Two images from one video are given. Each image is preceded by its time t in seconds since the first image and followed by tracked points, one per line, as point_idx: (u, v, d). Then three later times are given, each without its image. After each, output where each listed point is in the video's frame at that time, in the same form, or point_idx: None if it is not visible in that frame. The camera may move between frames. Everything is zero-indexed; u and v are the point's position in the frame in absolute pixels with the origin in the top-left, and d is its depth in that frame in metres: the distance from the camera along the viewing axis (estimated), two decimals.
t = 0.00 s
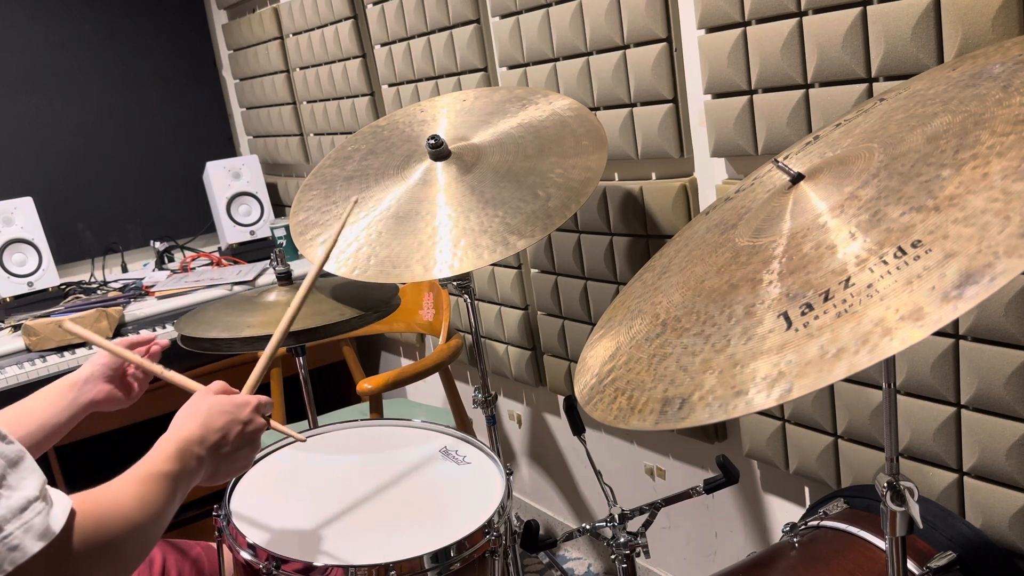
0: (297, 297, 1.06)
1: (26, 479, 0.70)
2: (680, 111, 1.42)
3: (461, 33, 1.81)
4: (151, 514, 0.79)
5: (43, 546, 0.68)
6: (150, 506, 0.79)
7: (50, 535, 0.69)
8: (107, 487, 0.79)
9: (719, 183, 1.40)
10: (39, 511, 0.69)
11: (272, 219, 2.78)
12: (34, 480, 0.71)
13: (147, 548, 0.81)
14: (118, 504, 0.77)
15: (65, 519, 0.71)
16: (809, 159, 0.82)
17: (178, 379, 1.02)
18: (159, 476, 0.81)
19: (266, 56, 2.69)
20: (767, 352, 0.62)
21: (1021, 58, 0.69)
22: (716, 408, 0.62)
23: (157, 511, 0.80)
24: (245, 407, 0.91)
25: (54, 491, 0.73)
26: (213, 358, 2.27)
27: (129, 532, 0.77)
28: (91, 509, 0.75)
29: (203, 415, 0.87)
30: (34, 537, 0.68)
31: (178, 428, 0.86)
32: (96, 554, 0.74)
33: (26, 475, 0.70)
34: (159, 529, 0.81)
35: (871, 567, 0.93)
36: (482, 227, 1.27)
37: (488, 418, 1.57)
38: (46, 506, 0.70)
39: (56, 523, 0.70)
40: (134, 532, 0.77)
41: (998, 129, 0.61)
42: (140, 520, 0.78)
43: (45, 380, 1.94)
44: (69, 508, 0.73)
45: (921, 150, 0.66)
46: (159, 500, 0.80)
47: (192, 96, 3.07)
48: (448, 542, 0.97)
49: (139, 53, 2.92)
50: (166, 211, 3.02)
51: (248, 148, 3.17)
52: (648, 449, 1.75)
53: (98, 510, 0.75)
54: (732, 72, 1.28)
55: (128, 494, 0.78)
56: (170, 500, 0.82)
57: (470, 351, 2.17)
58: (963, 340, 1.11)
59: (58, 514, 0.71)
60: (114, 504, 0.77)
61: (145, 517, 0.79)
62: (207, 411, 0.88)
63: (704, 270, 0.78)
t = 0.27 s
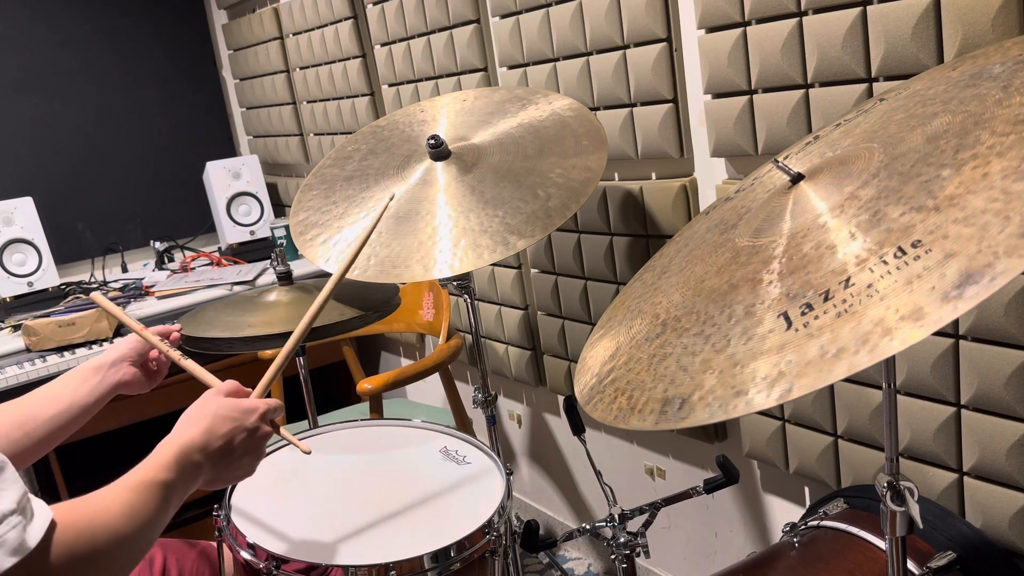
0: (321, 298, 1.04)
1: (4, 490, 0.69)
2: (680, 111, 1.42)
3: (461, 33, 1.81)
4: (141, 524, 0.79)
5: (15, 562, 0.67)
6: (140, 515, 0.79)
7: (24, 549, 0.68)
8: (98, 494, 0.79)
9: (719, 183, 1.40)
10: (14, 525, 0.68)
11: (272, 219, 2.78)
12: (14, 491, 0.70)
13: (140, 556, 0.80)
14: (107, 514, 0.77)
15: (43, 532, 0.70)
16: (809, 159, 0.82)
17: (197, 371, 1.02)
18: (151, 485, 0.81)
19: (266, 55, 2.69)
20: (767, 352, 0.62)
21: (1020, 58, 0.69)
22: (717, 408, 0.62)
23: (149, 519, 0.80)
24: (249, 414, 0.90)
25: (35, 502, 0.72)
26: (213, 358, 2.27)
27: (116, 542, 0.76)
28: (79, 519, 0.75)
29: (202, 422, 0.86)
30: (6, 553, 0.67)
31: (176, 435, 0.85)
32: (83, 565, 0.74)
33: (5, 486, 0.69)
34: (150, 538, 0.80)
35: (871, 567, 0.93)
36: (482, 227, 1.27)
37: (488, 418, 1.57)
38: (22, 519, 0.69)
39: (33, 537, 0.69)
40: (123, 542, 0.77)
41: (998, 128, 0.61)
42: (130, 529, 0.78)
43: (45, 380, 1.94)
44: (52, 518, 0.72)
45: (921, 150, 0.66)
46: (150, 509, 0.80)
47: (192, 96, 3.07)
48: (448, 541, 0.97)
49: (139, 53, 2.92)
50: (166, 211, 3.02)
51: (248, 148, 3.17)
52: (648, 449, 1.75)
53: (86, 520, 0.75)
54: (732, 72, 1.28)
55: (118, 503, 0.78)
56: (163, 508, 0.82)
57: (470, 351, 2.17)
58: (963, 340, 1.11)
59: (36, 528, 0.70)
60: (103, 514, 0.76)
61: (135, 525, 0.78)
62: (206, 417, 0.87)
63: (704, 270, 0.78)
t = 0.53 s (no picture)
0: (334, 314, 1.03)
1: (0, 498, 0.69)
2: (680, 111, 1.42)
3: (461, 33, 1.81)
4: (140, 531, 0.78)
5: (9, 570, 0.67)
6: (139, 523, 0.78)
7: (17, 558, 0.68)
8: (99, 500, 0.79)
9: (719, 183, 1.40)
10: (8, 533, 0.68)
11: (272, 219, 2.78)
12: (10, 499, 0.70)
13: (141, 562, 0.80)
14: (106, 520, 0.76)
15: (38, 539, 0.70)
16: (809, 159, 0.82)
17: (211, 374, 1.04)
18: (153, 492, 0.80)
19: (266, 56, 2.69)
20: (767, 352, 0.62)
21: (1020, 58, 0.69)
22: (717, 408, 0.62)
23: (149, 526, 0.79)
24: (257, 421, 0.89)
25: (32, 509, 0.73)
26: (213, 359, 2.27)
27: (114, 548, 0.76)
28: (77, 525, 0.75)
29: (208, 429, 0.86)
30: None
31: (182, 441, 0.85)
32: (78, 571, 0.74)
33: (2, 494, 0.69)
34: (150, 545, 0.80)
35: (870, 567, 0.93)
36: (482, 227, 1.27)
37: (488, 418, 1.57)
38: (17, 527, 0.69)
39: (27, 546, 0.69)
40: (121, 549, 0.77)
41: (998, 129, 0.61)
42: (128, 536, 0.77)
43: (45, 380, 1.94)
44: (48, 525, 0.72)
45: (921, 150, 0.66)
46: (150, 516, 0.80)
47: (192, 96, 3.07)
48: (448, 541, 0.97)
49: (139, 53, 2.92)
50: (166, 211, 3.02)
51: (248, 149, 3.17)
52: (648, 449, 1.75)
53: (83, 527, 0.75)
54: (732, 72, 1.28)
55: (118, 508, 0.78)
56: (164, 515, 0.81)
57: (470, 351, 2.17)
58: (963, 340, 1.11)
59: (31, 536, 0.70)
60: (101, 520, 0.76)
61: (133, 532, 0.78)
62: (213, 423, 0.87)
63: (704, 270, 0.78)
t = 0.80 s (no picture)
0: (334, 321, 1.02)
1: (12, 500, 0.68)
2: (680, 111, 1.42)
3: (461, 33, 1.81)
4: (148, 532, 0.77)
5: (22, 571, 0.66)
6: (147, 524, 0.77)
7: (31, 559, 0.66)
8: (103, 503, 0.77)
9: (719, 183, 1.40)
10: (21, 534, 0.66)
11: (272, 219, 2.78)
12: (21, 502, 0.69)
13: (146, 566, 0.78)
14: (114, 520, 0.75)
15: (50, 541, 0.69)
16: (809, 159, 0.82)
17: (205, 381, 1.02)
18: (158, 494, 0.79)
19: (266, 55, 2.69)
20: (767, 352, 0.62)
21: (1021, 58, 0.69)
22: (717, 408, 0.62)
23: (157, 528, 0.78)
24: (256, 425, 0.89)
25: (44, 512, 0.71)
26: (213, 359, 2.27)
27: (123, 550, 0.75)
28: (84, 527, 0.73)
29: (210, 433, 0.85)
30: (13, 562, 0.65)
31: (184, 446, 0.84)
32: (86, 574, 0.72)
33: (13, 496, 0.69)
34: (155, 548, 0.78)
35: (871, 567, 0.93)
36: (482, 227, 1.27)
37: (488, 418, 1.57)
38: (29, 528, 0.68)
39: (39, 547, 0.68)
40: (129, 551, 0.75)
41: (998, 128, 0.61)
42: (135, 538, 0.76)
43: (45, 380, 1.94)
44: (59, 527, 0.71)
45: (921, 150, 0.66)
46: (157, 517, 0.78)
47: (192, 96, 3.07)
48: (448, 542, 0.97)
49: (139, 53, 2.92)
50: (165, 211, 3.02)
51: (248, 148, 3.17)
52: (648, 449, 1.75)
53: (91, 528, 0.73)
54: (732, 72, 1.28)
55: (126, 509, 0.76)
56: (171, 518, 0.80)
57: (470, 351, 2.17)
58: (964, 340, 1.11)
59: (43, 538, 0.68)
60: (110, 521, 0.75)
61: (142, 534, 0.76)
62: (214, 428, 0.86)
63: (704, 270, 0.78)
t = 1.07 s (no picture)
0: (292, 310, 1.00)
1: (36, 494, 0.72)
2: (680, 110, 1.42)
3: (461, 33, 1.81)
4: (159, 520, 0.78)
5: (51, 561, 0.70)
6: (156, 513, 0.78)
7: (58, 550, 0.71)
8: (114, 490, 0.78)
9: (719, 183, 1.40)
10: (47, 527, 0.71)
11: (272, 219, 2.78)
12: (45, 495, 0.73)
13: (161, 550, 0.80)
14: (125, 511, 0.77)
15: (74, 530, 0.73)
16: (809, 159, 0.82)
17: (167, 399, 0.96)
18: (166, 481, 0.80)
19: (266, 56, 2.69)
20: (767, 352, 0.62)
21: (1020, 58, 0.69)
22: (716, 408, 0.62)
23: (166, 514, 0.79)
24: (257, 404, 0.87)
25: (65, 503, 0.75)
26: (213, 359, 2.27)
27: (132, 538, 0.76)
28: (93, 518, 0.75)
29: (212, 416, 0.84)
30: (41, 553, 0.69)
31: (188, 428, 0.83)
32: (99, 562, 0.74)
33: (37, 490, 0.73)
34: (169, 532, 0.80)
35: (871, 567, 0.93)
36: (481, 227, 1.27)
37: (488, 418, 1.57)
38: (54, 520, 0.72)
39: (65, 537, 0.72)
40: (141, 540, 0.77)
41: (998, 129, 0.61)
42: (147, 527, 0.77)
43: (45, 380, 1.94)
44: (76, 520, 0.74)
45: (921, 150, 0.66)
46: (167, 505, 0.79)
47: (192, 96, 3.07)
48: (448, 542, 0.97)
49: (139, 53, 2.92)
50: (165, 211, 3.02)
51: (248, 148, 3.17)
52: (648, 449, 1.75)
53: (103, 520, 0.75)
54: (732, 72, 1.28)
55: (133, 498, 0.78)
56: (182, 503, 0.81)
57: (470, 351, 2.17)
58: (964, 340, 1.11)
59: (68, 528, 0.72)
60: (118, 511, 0.76)
61: (149, 523, 0.78)
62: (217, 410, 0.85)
63: (704, 270, 0.78)
